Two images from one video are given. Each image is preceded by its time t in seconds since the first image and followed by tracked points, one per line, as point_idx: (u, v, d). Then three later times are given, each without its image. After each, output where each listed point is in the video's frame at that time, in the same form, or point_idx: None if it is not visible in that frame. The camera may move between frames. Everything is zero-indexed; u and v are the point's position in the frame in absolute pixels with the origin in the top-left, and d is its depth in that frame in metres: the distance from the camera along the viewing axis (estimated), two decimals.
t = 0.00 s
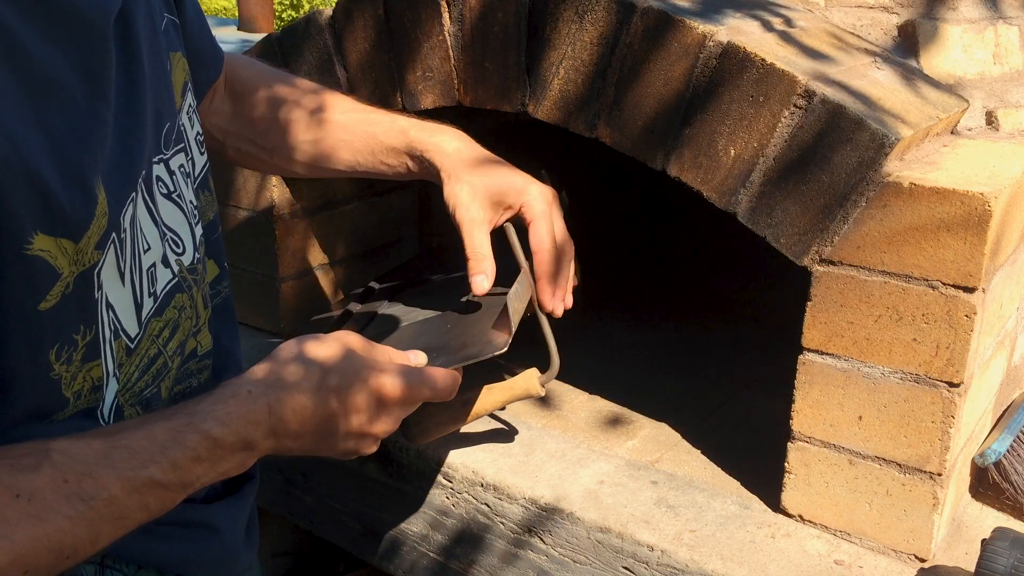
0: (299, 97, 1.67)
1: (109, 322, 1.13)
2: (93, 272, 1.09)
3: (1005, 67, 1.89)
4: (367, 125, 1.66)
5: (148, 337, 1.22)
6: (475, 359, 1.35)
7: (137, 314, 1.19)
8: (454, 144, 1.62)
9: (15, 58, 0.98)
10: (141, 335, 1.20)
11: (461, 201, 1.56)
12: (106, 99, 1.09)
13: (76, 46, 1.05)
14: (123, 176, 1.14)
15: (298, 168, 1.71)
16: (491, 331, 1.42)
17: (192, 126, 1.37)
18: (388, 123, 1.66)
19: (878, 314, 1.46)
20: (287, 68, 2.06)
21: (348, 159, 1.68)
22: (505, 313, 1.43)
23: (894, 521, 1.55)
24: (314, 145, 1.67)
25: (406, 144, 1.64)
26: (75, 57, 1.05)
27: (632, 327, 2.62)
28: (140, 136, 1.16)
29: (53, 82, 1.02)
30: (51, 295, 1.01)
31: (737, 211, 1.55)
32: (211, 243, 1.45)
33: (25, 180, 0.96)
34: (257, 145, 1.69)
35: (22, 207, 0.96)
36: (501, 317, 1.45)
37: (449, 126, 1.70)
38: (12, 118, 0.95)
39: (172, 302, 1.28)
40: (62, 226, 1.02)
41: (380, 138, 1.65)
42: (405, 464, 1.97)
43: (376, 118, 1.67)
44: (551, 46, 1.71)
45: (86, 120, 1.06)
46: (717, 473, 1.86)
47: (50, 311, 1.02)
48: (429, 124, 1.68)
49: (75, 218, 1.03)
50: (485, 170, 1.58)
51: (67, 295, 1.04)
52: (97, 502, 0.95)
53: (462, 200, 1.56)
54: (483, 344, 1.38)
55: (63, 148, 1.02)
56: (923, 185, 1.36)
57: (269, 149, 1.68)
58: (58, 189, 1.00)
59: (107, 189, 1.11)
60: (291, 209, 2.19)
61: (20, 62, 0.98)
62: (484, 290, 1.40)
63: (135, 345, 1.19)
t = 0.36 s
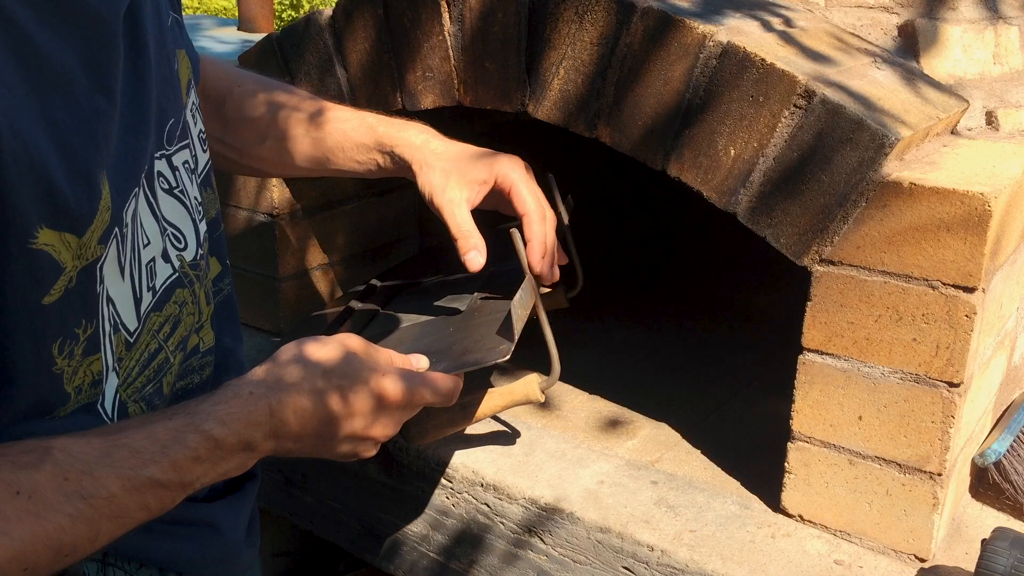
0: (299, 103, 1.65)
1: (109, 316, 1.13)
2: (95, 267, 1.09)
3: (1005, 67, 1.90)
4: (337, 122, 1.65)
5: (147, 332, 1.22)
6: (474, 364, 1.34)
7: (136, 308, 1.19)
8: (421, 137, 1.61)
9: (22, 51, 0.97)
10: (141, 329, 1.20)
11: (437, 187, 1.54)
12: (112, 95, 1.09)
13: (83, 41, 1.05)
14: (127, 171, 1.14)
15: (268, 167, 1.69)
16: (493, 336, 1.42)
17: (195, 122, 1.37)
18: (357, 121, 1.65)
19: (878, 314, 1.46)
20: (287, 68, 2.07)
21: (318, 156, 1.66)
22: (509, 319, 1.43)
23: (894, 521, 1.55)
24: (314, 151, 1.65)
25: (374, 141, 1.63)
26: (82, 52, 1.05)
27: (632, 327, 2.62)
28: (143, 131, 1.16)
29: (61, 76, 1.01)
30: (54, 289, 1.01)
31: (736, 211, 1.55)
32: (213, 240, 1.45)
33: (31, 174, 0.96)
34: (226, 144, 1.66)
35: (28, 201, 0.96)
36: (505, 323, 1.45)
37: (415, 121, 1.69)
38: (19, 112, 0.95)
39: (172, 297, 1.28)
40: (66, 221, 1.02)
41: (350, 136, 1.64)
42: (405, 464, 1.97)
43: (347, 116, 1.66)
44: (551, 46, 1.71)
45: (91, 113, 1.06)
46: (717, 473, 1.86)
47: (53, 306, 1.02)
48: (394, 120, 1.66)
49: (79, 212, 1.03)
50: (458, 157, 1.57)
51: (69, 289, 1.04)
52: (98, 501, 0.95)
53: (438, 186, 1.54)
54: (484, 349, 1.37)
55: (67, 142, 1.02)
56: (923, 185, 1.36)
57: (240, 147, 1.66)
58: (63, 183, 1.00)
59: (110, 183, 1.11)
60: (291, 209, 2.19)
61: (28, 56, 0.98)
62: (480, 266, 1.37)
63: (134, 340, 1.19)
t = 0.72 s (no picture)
0: (299, 105, 1.65)
1: (110, 315, 1.13)
2: (95, 264, 1.09)
3: (1005, 67, 1.90)
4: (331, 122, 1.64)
5: (148, 331, 1.22)
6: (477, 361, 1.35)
7: (137, 308, 1.19)
8: (413, 134, 1.62)
9: (20, 49, 0.97)
10: (142, 328, 1.20)
11: (432, 175, 1.55)
12: (109, 93, 1.09)
13: (80, 39, 1.05)
14: (126, 169, 1.14)
15: (262, 168, 1.66)
16: (494, 330, 1.44)
17: (194, 122, 1.37)
18: (350, 121, 1.65)
19: (878, 314, 1.46)
20: (287, 68, 2.07)
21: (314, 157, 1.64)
22: (509, 312, 1.46)
23: (894, 521, 1.55)
24: (315, 153, 1.64)
25: (368, 140, 1.63)
26: (79, 50, 1.05)
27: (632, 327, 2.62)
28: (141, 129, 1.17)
29: (60, 73, 1.02)
30: (54, 286, 1.01)
31: (737, 211, 1.55)
32: (213, 239, 1.45)
33: (30, 171, 0.96)
34: (219, 146, 1.63)
35: (27, 198, 0.96)
36: (505, 316, 1.47)
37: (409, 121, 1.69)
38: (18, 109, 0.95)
39: (173, 296, 1.28)
40: (65, 218, 1.02)
41: (344, 136, 1.64)
42: (405, 464, 1.97)
43: (342, 116, 1.66)
44: (551, 46, 1.71)
45: (89, 111, 1.06)
46: (717, 473, 1.86)
47: (53, 303, 1.02)
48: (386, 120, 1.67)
49: (77, 209, 1.03)
50: (450, 149, 1.57)
51: (69, 286, 1.04)
52: (99, 497, 0.95)
53: (434, 175, 1.55)
54: (487, 343, 1.40)
55: (65, 139, 1.02)
56: (923, 186, 1.36)
57: (234, 149, 1.64)
58: (61, 180, 1.00)
59: (108, 180, 1.11)
60: (291, 209, 2.19)
61: (26, 53, 0.98)
62: (480, 244, 1.38)
63: (136, 338, 1.19)
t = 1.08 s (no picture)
0: (299, 109, 1.65)
1: (111, 314, 1.13)
2: (95, 261, 1.09)
3: (1005, 67, 1.90)
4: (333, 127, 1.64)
5: (150, 330, 1.22)
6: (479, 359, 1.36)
7: (138, 306, 1.19)
8: (413, 138, 1.62)
9: (18, 47, 0.97)
10: (143, 326, 1.20)
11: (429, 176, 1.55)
12: (106, 91, 1.09)
13: (78, 37, 1.05)
14: (125, 167, 1.14)
15: (264, 172, 1.67)
16: (495, 327, 1.44)
17: (192, 121, 1.37)
18: (352, 125, 1.65)
19: (878, 314, 1.46)
20: (287, 68, 2.06)
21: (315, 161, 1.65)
22: (510, 308, 1.45)
23: (894, 521, 1.55)
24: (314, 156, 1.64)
25: (369, 144, 1.63)
26: (76, 48, 1.05)
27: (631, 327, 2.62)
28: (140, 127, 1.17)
29: (58, 71, 1.02)
30: (55, 283, 1.01)
31: (737, 211, 1.55)
32: (213, 238, 1.45)
33: (30, 168, 0.95)
34: (221, 148, 1.63)
35: (27, 195, 0.96)
36: (505, 313, 1.47)
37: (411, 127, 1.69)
38: (17, 106, 0.95)
39: (173, 295, 1.28)
40: (65, 216, 1.02)
41: (345, 140, 1.64)
42: (405, 464, 1.97)
43: (343, 119, 1.65)
44: (551, 46, 1.71)
45: (88, 109, 1.06)
46: (717, 473, 1.86)
47: (54, 300, 1.01)
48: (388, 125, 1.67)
49: (77, 207, 1.03)
50: (449, 152, 1.57)
51: (69, 284, 1.04)
52: (102, 495, 0.94)
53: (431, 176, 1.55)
54: (488, 340, 1.40)
55: (65, 137, 1.02)
56: (923, 186, 1.36)
57: (236, 152, 1.64)
58: (61, 178, 1.00)
59: (108, 178, 1.11)
60: (291, 209, 2.19)
61: (24, 51, 0.98)
62: (468, 245, 1.38)
63: (137, 337, 1.19)
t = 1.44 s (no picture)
0: (299, 101, 1.63)
1: (111, 313, 1.13)
2: (94, 260, 1.09)
3: (1005, 67, 1.90)
4: (371, 138, 1.62)
5: (150, 329, 1.22)
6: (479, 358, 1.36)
7: (138, 306, 1.19)
8: (453, 158, 1.59)
9: (17, 46, 0.97)
10: (142, 326, 1.20)
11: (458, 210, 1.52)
12: (104, 89, 1.09)
13: (75, 36, 1.05)
14: (124, 165, 1.14)
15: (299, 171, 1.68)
16: (494, 327, 1.44)
17: (191, 121, 1.37)
18: (392, 138, 1.62)
19: (878, 314, 1.46)
20: (287, 68, 2.07)
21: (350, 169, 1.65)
22: (509, 309, 1.46)
23: (894, 521, 1.55)
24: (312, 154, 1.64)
25: (406, 160, 1.60)
26: (73, 47, 1.05)
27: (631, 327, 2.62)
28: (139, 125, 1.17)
29: (57, 70, 1.02)
30: (54, 282, 1.01)
31: (737, 211, 1.55)
32: (213, 238, 1.45)
33: (29, 166, 0.96)
34: (263, 147, 1.66)
35: (25, 193, 0.96)
36: (505, 312, 1.48)
37: (451, 142, 1.66)
38: (15, 105, 0.95)
39: (173, 294, 1.28)
40: (64, 214, 1.02)
41: (383, 152, 1.61)
42: (405, 464, 1.97)
43: (379, 133, 1.62)
44: (551, 46, 1.71)
45: (87, 107, 1.06)
46: (717, 473, 1.86)
47: (53, 299, 1.01)
48: (436, 142, 1.64)
49: (76, 205, 1.03)
50: (484, 187, 1.54)
51: (68, 282, 1.04)
52: (101, 494, 0.94)
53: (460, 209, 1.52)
54: (488, 340, 1.40)
55: (64, 136, 1.02)
56: (923, 186, 1.36)
57: (276, 154, 1.66)
58: (60, 177, 1.00)
59: (107, 176, 1.11)
60: (291, 209, 2.19)
61: (23, 50, 0.98)
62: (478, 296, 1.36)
63: (137, 337, 1.19)
